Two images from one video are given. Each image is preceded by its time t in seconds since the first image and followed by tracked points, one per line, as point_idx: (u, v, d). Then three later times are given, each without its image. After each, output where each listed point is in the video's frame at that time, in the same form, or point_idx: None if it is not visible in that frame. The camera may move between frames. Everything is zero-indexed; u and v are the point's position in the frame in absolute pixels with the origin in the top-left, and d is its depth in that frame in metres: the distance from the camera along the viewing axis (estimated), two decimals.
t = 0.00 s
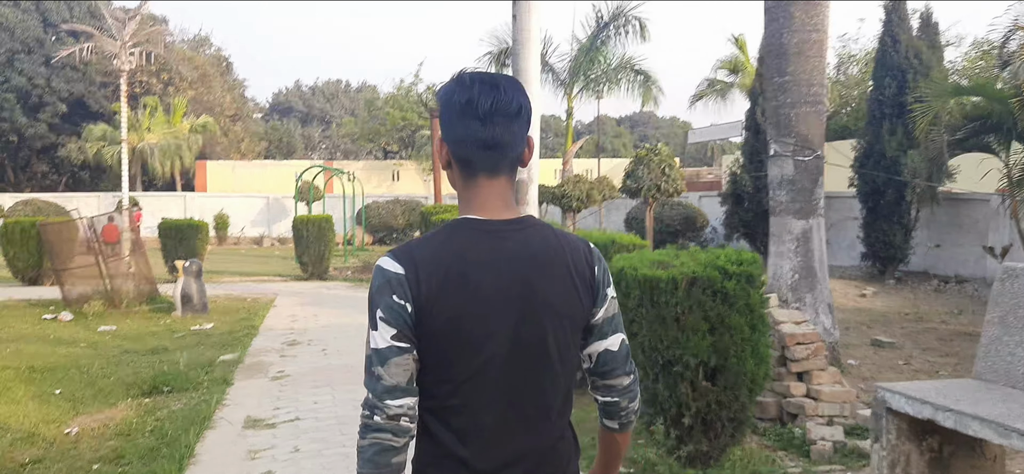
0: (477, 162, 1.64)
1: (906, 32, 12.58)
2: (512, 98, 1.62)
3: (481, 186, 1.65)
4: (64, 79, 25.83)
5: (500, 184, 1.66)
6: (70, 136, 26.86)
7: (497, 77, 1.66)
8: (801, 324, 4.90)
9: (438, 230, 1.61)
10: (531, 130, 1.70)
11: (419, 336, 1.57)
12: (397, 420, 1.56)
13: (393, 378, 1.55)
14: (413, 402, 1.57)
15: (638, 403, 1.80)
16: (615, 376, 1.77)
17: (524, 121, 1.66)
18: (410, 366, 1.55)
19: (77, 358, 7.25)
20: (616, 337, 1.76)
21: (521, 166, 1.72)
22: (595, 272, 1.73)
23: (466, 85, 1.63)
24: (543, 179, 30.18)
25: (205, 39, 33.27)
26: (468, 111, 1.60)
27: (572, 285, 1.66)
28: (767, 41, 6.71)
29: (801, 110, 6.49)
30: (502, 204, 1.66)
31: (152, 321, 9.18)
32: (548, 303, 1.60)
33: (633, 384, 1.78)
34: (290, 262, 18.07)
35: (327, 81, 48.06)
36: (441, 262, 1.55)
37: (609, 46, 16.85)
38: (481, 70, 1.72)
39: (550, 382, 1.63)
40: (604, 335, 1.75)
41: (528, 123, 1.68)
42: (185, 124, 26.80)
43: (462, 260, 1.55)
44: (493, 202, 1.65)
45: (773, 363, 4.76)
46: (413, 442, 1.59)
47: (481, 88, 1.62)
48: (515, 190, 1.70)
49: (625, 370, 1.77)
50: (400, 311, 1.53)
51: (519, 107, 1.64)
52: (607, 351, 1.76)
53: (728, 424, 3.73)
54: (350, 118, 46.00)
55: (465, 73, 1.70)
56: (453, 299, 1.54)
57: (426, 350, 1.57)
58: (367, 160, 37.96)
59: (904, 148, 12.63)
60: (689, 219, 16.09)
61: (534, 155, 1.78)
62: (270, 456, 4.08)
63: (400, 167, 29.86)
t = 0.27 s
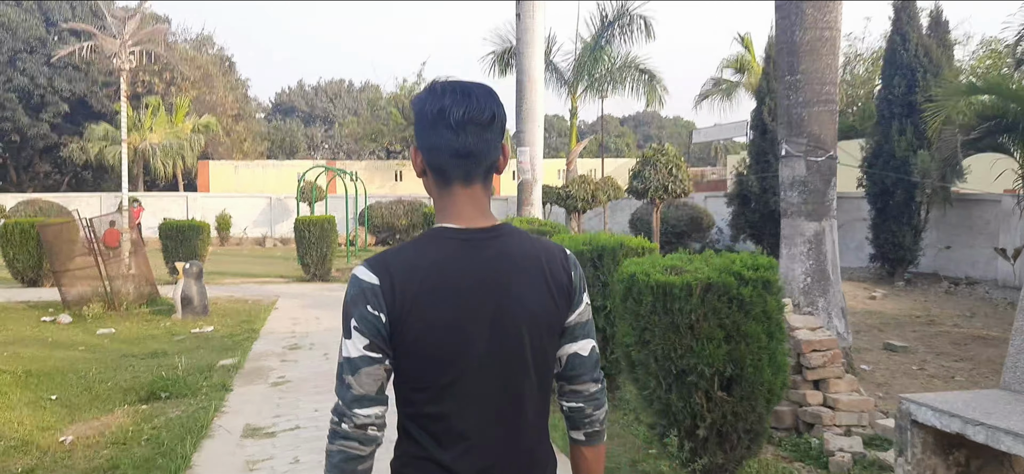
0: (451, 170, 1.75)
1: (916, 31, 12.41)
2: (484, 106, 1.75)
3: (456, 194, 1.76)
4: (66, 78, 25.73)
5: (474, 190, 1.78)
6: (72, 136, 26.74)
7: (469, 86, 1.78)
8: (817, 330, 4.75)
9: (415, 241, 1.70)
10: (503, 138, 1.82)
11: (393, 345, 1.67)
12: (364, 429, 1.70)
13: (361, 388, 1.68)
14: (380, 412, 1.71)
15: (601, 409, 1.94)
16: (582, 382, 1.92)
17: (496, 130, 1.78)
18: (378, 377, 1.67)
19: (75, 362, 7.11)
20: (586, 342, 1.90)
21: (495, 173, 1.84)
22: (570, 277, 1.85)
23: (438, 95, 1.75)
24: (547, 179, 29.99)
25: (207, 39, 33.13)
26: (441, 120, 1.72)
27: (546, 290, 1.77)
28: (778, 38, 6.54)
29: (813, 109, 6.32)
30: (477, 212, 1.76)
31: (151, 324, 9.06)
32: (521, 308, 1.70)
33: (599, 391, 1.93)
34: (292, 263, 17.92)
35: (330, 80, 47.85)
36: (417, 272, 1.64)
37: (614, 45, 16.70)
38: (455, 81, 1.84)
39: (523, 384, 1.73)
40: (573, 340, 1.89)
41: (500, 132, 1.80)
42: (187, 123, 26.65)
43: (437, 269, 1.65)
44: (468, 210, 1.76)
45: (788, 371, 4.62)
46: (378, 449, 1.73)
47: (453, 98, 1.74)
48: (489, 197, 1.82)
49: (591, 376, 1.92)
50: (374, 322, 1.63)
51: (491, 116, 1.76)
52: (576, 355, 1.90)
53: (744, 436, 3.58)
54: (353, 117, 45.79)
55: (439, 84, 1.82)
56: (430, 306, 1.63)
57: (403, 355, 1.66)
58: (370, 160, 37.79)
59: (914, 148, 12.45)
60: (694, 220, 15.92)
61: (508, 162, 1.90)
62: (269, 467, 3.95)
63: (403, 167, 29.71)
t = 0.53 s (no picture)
0: (442, 151, 1.76)
1: (924, 29, 12.30)
2: (476, 89, 1.76)
3: (447, 176, 1.77)
4: (70, 77, 25.71)
5: (466, 173, 1.79)
6: (76, 135, 26.72)
7: (462, 71, 1.80)
8: (828, 332, 4.67)
9: (403, 224, 1.72)
10: (497, 122, 1.83)
11: (375, 326, 1.72)
12: (341, 406, 1.74)
13: (341, 365, 1.73)
14: (360, 390, 1.76)
15: (592, 398, 1.87)
16: (570, 369, 1.85)
17: (488, 113, 1.79)
18: (360, 355, 1.72)
19: (76, 362, 7.03)
20: (576, 329, 1.83)
21: (489, 158, 1.85)
22: (563, 262, 1.80)
23: (430, 78, 1.77)
24: (550, 178, 29.88)
25: (211, 38, 33.09)
26: (432, 101, 1.74)
27: (535, 275, 1.73)
28: (787, 35, 6.45)
29: (823, 107, 6.23)
30: (468, 194, 1.76)
31: (153, 323, 9.00)
32: (507, 291, 1.69)
33: (589, 380, 1.86)
34: (296, 262, 17.86)
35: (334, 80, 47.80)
36: (400, 254, 1.66)
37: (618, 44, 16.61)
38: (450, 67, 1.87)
39: (511, 371, 1.71)
40: (563, 325, 1.83)
41: (493, 116, 1.81)
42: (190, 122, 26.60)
43: (420, 251, 1.66)
44: (460, 192, 1.76)
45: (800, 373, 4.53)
46: (356, 426, 1.78)
47: (445, 80, 1.76)
48: (482, 180, 1.82)
49: (581, 364, 1.85)
50: (356, 301, 1.67)
51: (484, 99, 1.77)
52: (566, 341, 1.83)
53: (756, 441, 3.50)
54: (357, 117, 45.72)
55: (432, 68, 1.85)
56: (413, 288, 1.64)
57: (387, 336, 1.69)
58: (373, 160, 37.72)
59: (921, 147, 12.33)
60: (699, 219, 15.80)
61: (503, 147, 1.90)
62: (269, 472, 3.85)
63: (406, 166, 29.64)
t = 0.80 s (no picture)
0: (442, 143, 1.73)
1: (932, 27, 12.17)
2: (477, 80, 1.72)
3: (446, 167, 1.74)
4: (72, 76, 25.63)
5: (466, 165, 1.75)
6: (78, 134, 26.66)
7: (466, 62, 1.76)
8: (843, 333, 4.58)
9: (399, 216, 1.70)
10: (500, 113, 1.79)
11: (370, 317, 1.71)
12: (329, 395, 1.73)
13: (331, 355, 1.73)
14: (350, 381, 1.75)
15: (594, 392, 1.74)
16: (570, 361, 1.73)
17: (491, 105, 1.75)
18: (349, 346, 1.72)
19: (76, 363, 6.94)
20: (575, 320, 1.73)
21: (491, 151, 1.81)
22: (561, 256, 1.73)
23: (432, 68, 1.74)
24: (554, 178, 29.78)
25: (213, 37, 33.02)
26: (433, 92, 1.71)
27: (530, 267, 1.68)
28: (798, 32, 6.35)
29: (834, 105, 6.13)
30: (466, 187, 1.73)
31: (155, 322, 8.92)
32: (499, 282, 1.63)
33: (590, 372, 1.74)
34: (298, 262, 17.78)
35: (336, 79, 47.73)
36: (392, 246, 1.64)
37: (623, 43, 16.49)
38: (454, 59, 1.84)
39: (508, 365, 1.66)
40: (560, 317, 1.73)
41: (496, 107, 1.77)
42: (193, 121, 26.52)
43: (411, 242, 1.64)
44: (458, 183, 1.72)
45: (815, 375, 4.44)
46: (347, 413, 1.77)
47: (446, 70, 1.73)
48: (483, 173, 1.78)
49: (581, 356, 1.73)
50: (348, 292, 1.67)
51: (486, 90, 1.73)
52: (564, 334, 1.73)
53: (773, 446, 3.40)
54: (360, 116, 45.66)
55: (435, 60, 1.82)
56: (405, 279, 1.62)
57: (381, 327, 1.67)
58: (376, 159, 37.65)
59: (930, 146, 12.21)
60: (704, 219, 15.70)
61: (506, 140, 1.86)
62: None
63: (409, 166, 29.56)
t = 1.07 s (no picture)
0: (458, 152, 1.63)
1: (943, 25, 12.02)
2: (495, 88, 1.62)
3: (462, 176, 1.64)
4: (76, 76, 25.58)
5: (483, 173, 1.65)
6: (82, 134, 26.62)
7: (482, 68, 1.66)
8: (864, 336, 4.45)
9: (412, 219, 1.62)
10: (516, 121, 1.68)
11: (383, 322, 1.63)
12: (343, 397, 1.66)
13: (344, 358, 1.66)
14: (363, 383, 1.67)
15: (606, 401, 1.68)
16: (582, 371, 1.66)
17: (508, 113, 1.65)
18: (363, 351, 1.64)
19: (77, 364, 6.83)
20: (588, 329, 1.66)
21: (507, 158, 1.72)
22: (575, 264, 1.65)
23: (448, 74, 1.64)
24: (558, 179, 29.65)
25: (217, 38, 32.95)
26: (449, 99, 1.61)
27: (544, 275, 1.59)
28: (812, 30, 6.24)
29: (850, 103, 6.00)
30: (481, 195, 1.63)
31: (157, 323, 8.82)
32: (514, 290, 1.55)
33: (603, 382, 1.67)
34: (302, 263, 17.68)
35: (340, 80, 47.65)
36: (405, 249, 1.55)
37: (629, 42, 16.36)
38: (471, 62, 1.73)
39: (522, 376, 1.58)
40: (573, 326, 1.66)
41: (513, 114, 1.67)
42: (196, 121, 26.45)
43: (425, 247, 1.55)
44: (474, 192, 1.63)
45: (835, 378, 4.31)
46: (360, 416, 1.70)
47: (462, 78, 1.62)
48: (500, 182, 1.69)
49: (592, 366, 1.66)
50: (362, 296, 1.59)
51: (503, 98, 1.63)
52: (576, 343, 1.66)
53: (796, 453, 3.29)
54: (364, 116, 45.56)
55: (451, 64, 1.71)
56: (418, 285, 1.54)
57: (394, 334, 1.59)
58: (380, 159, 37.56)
59: (940, 146, 12.07)
60: (711, 220, 15.57)
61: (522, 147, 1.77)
62: None
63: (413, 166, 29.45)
